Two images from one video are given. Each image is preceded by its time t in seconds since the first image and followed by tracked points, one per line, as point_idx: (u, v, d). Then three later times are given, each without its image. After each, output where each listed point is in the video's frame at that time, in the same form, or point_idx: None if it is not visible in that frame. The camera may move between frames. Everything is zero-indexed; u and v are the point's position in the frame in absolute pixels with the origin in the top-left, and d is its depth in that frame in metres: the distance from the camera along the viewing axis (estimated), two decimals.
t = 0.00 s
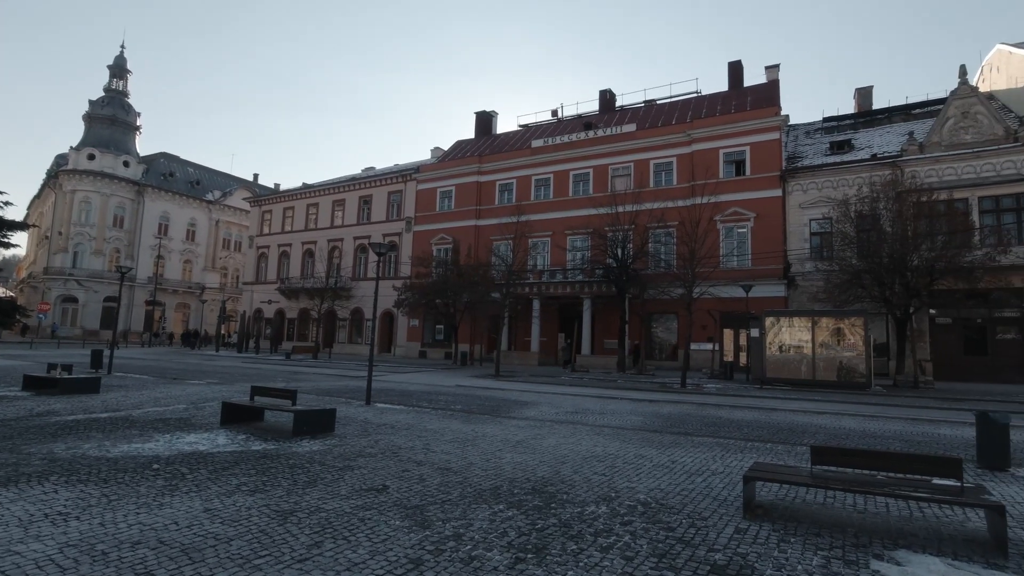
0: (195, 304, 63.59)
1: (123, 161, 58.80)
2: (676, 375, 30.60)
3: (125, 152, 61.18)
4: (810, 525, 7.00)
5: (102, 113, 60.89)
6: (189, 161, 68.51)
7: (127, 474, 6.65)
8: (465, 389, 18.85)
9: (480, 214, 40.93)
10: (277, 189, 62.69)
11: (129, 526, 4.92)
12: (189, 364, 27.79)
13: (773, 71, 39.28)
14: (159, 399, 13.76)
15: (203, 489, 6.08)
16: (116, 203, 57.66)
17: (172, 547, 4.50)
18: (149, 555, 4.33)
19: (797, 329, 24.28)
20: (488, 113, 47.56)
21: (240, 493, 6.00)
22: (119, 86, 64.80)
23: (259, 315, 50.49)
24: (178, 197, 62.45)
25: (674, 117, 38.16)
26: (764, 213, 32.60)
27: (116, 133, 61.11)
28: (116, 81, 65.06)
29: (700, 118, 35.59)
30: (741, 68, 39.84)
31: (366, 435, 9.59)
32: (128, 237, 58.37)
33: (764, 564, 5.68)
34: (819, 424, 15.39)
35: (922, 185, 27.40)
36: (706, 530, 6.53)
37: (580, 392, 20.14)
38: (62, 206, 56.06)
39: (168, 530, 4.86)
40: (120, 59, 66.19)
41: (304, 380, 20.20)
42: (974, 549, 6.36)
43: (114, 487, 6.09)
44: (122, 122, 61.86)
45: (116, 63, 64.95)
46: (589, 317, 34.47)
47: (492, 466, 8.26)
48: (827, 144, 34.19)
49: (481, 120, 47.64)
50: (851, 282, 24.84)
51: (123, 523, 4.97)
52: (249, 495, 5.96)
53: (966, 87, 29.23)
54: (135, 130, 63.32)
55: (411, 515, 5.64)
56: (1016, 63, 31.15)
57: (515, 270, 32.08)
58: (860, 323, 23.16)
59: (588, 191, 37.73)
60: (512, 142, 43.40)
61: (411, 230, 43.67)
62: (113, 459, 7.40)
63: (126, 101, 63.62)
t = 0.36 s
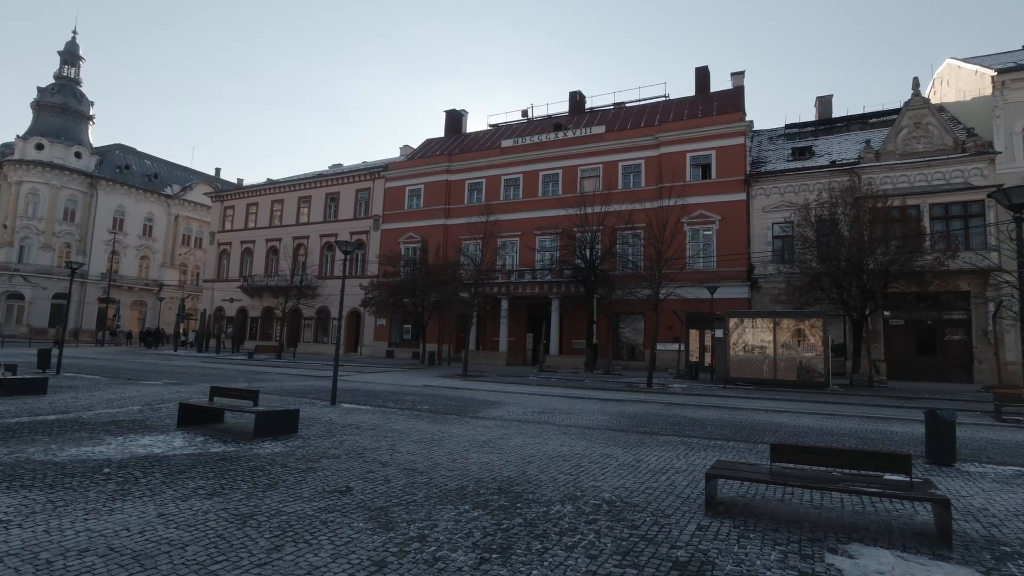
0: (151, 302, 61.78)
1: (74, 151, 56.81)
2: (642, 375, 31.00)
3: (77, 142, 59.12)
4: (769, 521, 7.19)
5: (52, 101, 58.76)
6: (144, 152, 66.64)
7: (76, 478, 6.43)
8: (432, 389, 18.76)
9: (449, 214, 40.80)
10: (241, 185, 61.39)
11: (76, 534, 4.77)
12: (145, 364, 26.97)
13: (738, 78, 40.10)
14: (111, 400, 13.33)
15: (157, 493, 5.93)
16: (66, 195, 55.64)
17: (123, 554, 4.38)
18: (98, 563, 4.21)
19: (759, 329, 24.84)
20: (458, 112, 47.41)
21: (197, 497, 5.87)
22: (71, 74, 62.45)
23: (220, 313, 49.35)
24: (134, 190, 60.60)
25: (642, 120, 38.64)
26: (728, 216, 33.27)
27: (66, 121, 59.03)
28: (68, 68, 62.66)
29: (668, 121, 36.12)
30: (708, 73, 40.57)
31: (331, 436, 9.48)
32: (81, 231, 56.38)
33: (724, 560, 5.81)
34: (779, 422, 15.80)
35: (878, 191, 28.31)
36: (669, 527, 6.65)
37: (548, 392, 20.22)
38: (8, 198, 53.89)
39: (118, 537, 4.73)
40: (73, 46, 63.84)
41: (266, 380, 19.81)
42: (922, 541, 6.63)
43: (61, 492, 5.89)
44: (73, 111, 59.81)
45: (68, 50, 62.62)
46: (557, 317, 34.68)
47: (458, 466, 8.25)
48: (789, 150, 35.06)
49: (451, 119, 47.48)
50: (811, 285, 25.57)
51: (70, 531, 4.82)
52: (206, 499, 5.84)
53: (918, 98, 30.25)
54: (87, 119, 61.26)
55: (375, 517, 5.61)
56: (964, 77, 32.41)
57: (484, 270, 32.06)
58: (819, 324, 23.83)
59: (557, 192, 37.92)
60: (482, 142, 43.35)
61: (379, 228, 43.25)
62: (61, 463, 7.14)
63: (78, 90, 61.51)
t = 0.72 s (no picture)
0: (106, 299, 59.78)
1: (23, 141, 54.63)
2: (611, 375, 31.31)
3: (25, 131, 56.88)
4: (731, 518, 7.35)
5: None
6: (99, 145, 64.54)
7: (21, 485, 6.21)
8: (400, 389, 18.63)
9: (418, 212, 40.57)
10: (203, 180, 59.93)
11: (20, 542, 4.61)
12: (97, 364, 26.12)
13: (705, 83, 40.81)
14: (62, 402, 12.88)
15: (109, 499, 5.76)
16: (13, 186, 53.46)
17: (71, 563, 4.25)
18: (43, 572, 4.08)
19: (724, 330, 25.32)
20: (428, 110, 47.16)
21: (152, 502, 5.72)
22: (19, 60, 59.87)
23: (180, 312, 48.07)
24: (88, 183, 58.60)
25: (612, 122, 39.00)
26: (695, 218, 33.84)
27: (13, 110, 56.75)
28: (15, 53, 60.01)
29: (637, 124, 36.56)
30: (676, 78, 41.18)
31: (294, 437, 9.33)
32: (29, 225, 54.23)
33: (688, 556, 5.92)
34: (741, 420, 16.15)
35: (838, 197, 29.15)
36: (634, 525, 6.74)
37: (517, 392, 20.24)
38: None
39: (65, 544, 4.58)
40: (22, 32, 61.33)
41: (228, 381, 19.41)
42: (875, 535, 6.86)
43: (5, 499, 5.68)
44: (20, 99, 57.56)
45: (16, 35, 60.11)
46: (526, 317, 34.78)
47: (426, 466, 8.22)
48: (754, 155, 35.81)
49: (422, 117, 47.19)
50: (774, 286, 26.18)
51: (14, 539, 4.65)
52: (162, 503, 5.70)
53: (876, 107, 31.38)
54: (36, 108, 59.04)
55: (338, 519, 5.55)
56: (917, 88, 33.59)
57: (453, 270, 31.96)
58: (782, 326, 24.43)
59: (527, 192, 38.01)
60: (452, 141, 43.20)
61: (347, 226, 42.72)
62: (5, 469, 6.87)
63: (26, 77, 59.21)
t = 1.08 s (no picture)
0: (62, 297, 57.87)
1: None
2: (582, 375, 31.51)
3: None
4: (697, 516, 7.47)
5: None
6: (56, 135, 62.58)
7: None
8: (370, 390, 18.46)
9: (390, 211, 40.30)
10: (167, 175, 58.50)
11: None
12: (52, 364, 25.30)
13: (676, 87, 41.37)
14: (14, 404, 12.43)
15: (63, 505, 5.59)
16: None
17: (20, 571, 4.11)
18: None
19: (694, 331, 25.70)
20: (401, 107, 46.82)
21: (109, 507, 5.57)
22: None
23: (141, 310, 46.83)
24: (43, 175, 56.68)
25: (585, 123, 39.25)
26: (665, 220, 34.27)
27: None
28: None
29: (610, 126, 36.85)
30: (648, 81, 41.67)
31: (260, 438, 9.18)
32: None
33: (655, 554, 5.99)
34: (709, 420, 16.41)
35: (803, 201, 29.84)
36: (603, 524, 6.80)
37: (488, 392, 20.22)
38: None
39: (15, 553, 4.44)
40: None
41: (191, 381, 18.98)
42: (835, 530, 7.05)
43: None
44: None
45: None
46: (498, 317, 34.80)
47: (394, 467, 8.17)
48: (723, 159, 36.44)
49: (394, 115, 46.84)
50: (741, 288, 26.72)
51: None
52: (119, 508, 5.55)
53: (839, 115, 32.19)
54: None
55: (304, 522, 5.48)
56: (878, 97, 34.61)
57: (425, 269, 31.81)
58: (749, 327, 24.95)
59: (500, 192, 38.02)
60: (425, 139, 42.99)
61: (317, 224, 42.16)
62: None
63: None
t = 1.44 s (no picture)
0: (16, 294, 55.95)
1: None
2: (555, 375, 31.62)
3: None
4: (666, 514, 7.57)
5: None
6: (11, 125, 60.42)
7: None
8: (340, 390, 18.24)
9: (362, 209, 39.94)
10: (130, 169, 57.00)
11: None
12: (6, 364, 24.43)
13: (650, 90, 41.82)
14: None
15: (15, 510, 5.41)
16: None
17: None
18: None
19: (665, 332, 26.00)
20: (375, 105, 46.44)
21: (63, 513, 5.41)
22: None
23: (102, 308, 45.53)
24: None
25: (559, 124, 39.42)
26: (638, 222, 34.62)
27: None
28: None
29: (584, 128, 37.05)
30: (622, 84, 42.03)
31: (226, 440, 9.02)
32: None
33: (624, 552, 6.06)
34: (679, 419, 16.63)
35: (772, 205, 30.43)
36: (573, 524, 6.84)
37: (460, 392, 20.15)
38: None
39: None
40: None
41: (154, 382, 18.52)
42: (799, 526, 7.21)
43: None
44: None
45: None
46: (472, 316, 34.72)
47: (364, 469, 8.10)
48: (695, 162, 36.96)
49: (368, 112, 46.43)
50: (712, 289, 27.14)
51: None
52: (75, 513, 5.40)
53: (807, 121, 32.91)
54: None
55: (270, 525, 5.40)
56: (844, 105, 35.49)
57: (398, 268, 31.58)
58: (719, 327, 25.36)
59: (474, 192, 37.96)
60: (399, 137, 42.70)
61: (288, 222, 41.55)
62: None
63: None
